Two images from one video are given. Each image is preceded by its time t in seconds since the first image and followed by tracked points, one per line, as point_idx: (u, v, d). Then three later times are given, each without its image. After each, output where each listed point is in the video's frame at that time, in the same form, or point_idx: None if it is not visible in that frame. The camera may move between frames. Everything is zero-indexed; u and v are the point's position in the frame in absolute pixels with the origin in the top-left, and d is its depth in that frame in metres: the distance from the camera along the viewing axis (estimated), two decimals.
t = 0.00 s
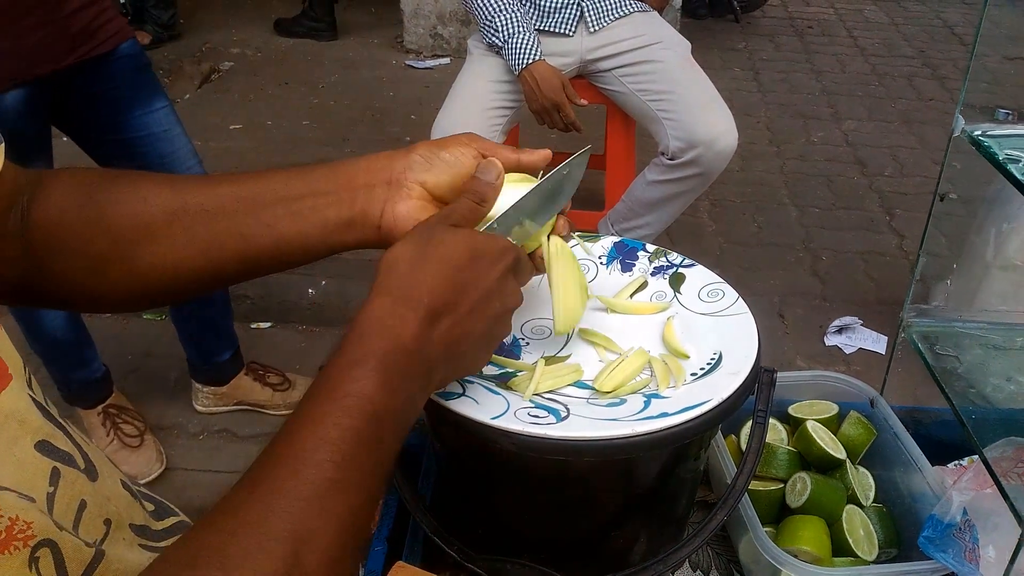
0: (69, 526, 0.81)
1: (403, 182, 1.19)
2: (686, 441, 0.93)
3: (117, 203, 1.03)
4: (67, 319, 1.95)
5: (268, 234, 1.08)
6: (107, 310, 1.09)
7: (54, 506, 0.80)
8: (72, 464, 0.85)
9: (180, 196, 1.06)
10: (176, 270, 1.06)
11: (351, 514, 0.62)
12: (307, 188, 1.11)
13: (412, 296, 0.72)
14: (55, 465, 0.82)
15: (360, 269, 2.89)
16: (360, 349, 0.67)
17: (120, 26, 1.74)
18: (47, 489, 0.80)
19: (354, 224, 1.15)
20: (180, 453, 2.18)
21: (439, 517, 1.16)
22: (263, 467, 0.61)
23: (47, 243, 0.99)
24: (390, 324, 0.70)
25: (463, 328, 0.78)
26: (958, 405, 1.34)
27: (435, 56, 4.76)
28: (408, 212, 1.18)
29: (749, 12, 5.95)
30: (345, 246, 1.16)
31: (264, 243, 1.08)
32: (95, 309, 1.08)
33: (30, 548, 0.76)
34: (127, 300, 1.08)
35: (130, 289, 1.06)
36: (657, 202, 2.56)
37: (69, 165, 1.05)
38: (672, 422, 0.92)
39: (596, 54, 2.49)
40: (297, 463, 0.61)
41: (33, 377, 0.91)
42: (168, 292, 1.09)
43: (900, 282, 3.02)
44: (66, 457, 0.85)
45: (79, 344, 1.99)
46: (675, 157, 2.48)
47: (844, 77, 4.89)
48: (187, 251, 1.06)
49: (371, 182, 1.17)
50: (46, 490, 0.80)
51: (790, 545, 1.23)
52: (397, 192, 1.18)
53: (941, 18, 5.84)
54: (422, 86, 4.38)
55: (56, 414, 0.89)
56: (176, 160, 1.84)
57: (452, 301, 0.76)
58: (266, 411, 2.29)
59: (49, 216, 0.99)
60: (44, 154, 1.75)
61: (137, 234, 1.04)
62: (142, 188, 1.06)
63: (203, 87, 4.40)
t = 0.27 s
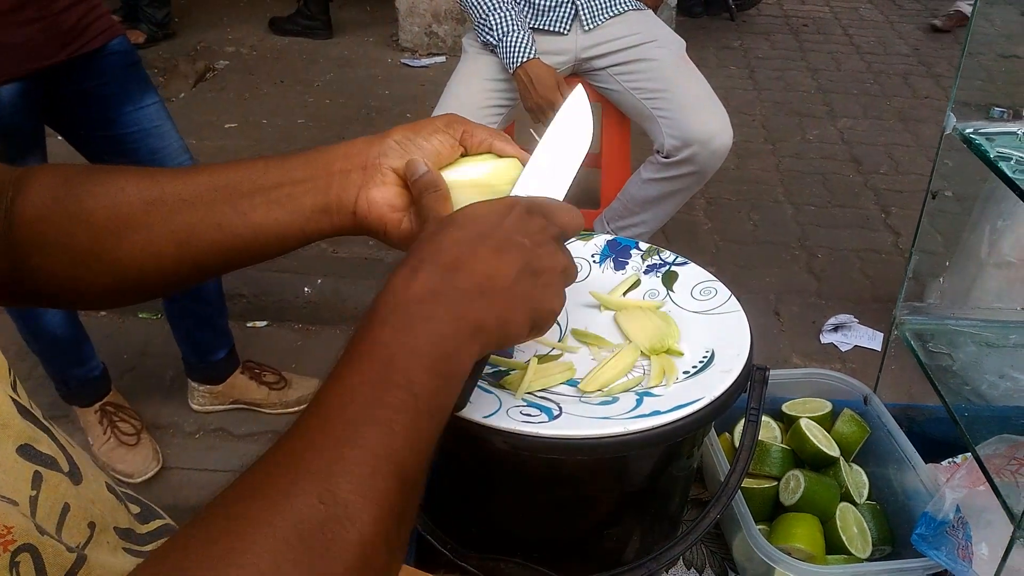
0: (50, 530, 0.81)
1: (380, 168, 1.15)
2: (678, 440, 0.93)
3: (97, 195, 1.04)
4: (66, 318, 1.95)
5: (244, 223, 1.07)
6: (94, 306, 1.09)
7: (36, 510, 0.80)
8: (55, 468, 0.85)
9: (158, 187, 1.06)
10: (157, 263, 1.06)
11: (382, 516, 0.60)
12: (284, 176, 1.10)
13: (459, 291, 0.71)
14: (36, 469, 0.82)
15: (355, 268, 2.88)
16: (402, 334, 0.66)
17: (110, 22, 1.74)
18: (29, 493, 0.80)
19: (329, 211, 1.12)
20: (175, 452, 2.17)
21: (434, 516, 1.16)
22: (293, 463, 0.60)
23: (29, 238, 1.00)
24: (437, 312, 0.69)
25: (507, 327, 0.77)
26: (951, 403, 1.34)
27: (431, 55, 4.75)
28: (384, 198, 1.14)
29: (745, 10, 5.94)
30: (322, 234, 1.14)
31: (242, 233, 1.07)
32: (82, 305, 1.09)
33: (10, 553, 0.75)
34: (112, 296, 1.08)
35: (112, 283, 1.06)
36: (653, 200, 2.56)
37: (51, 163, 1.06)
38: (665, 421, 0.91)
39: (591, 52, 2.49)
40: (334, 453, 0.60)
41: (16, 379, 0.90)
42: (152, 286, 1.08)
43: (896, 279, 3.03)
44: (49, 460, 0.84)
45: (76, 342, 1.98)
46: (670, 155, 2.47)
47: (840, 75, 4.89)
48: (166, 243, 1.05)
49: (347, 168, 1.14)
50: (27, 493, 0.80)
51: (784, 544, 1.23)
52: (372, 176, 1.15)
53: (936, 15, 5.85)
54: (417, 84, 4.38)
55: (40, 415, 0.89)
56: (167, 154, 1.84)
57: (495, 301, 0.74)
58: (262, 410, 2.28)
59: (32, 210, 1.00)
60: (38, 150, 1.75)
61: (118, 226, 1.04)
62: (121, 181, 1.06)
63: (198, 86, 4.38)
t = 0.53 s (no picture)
0: (57, 524, 0.81)
1: (377, 161, 1.15)
2: (677, 437, 0.93)
3: (95, 190, 1.04)
4: (64, 317, 1.95)
5: (238, 215, 1.08)
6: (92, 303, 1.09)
7: (42, 506, 0.80)
8: (59, 462, 0.85)
9: (155, 181, 1.07)
10: (156, 257, 1.06)
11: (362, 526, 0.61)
12: (278, 169, 1.11)
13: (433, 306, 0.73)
14: (42, 464, 0.82)
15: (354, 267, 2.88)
16: (376, 352, 0.68)
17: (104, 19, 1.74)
18: (35, 489, 0.80)
19: (323, 203, 1.12)
20: (174, 452, 2.17)
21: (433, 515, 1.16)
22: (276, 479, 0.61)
23: (28, 232, 0.99)
24: (412, 328, 0.71)
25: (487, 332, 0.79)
26: (950, 400, 1.34)
27: (429, 54, 4.75)
28: (380, 191, 1.15)
29: (743, 8, 5.94)
30: (317, 226, 1.14)
31: (238, 226, 1.08)
32: (80, 302, 1.08)
33: (19, 545, 0.75)
34: (110, 291, 1.08)
35: (109, 279, 1.06)
36: (652, 199, 2.56)
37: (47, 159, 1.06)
38: (663, 418, 0.91)
39: (590, 50, 2.49)
40: (315, 468, 0.61)
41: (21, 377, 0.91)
42: (147, 281, 1.09)
43: (894, 277, 3.03)
44: (53, 456, 0.85)
45: (73, 342, 1.98)
46: (668, 154, 2.47)
47: (838, 73, 4.89)
48: (162, 237, 1.06)
49: (343, 161, 1.14)
50: (33, 490, 0.80)
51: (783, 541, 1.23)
52: (370, 169, 1.14)
53: (934, 14, 5.85)
54: (416, 83, 4.37)
55: (44, 412, 0.89)
56: (162, 152, 1.84)
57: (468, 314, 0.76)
58: (261, 409, 2.28)
59: (31, 203, 0.99)
60: (37, 149, 1.76)
61: (116, 221, 1.04)
62: (117, 176, 1.06)
63: (197, 85, 4.38)
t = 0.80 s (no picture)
0: (65, 514, 0.81)
1: (394, 171, 1.18)
2: (673, 432, 0.93)
3: (107, 195, 1.03)
4: (58, 316, 1.94)
5: (252, 224, 1.07)
6: (95, 306, 1.09)
7: (52, 494, 0.80)
8: (70, 452, 0.84)
9: (169, 188, 1.06)
10: (164, 263, 1.06)
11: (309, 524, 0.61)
12: (293, 179, 1.11)
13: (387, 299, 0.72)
14: (54, 452, 0.82)
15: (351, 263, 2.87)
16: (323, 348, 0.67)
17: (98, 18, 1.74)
18: (47, 477, 0.80)
19: (342, 214, 1.14)
20: (172, 450, 2.17)
21: (430, 510, 1.16)
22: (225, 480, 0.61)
23: (39, 238, 0.98)
24: (363, 323, 0.70)
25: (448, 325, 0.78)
26: (947, 394, 1.34)
27: (427, 50, 4.74)
28: (398, 203, 1.17)
29: (741, 4, 5.93)
30: (333, 236, 1.15)
31: (251, 235, 1.07)
32: (85, 304, 1.08)
33: (27, 535, 0.76)
34: (115, 295, 1.08)
35: (117, 284, 1.06)
36: (649, 195, 2.55)
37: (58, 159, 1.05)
38: (659, 413, 0.91)
39: (587, 46, 2.48)
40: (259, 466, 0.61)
41: (29, 365, 0.90)
42: (157, 287, 1.09)
43: (892, 273, 3.03)
44: (64, 444, 0.84)
45: (68, 340, 1.97)
46: (666, 150, 2.47)
47: (835, 69, 4.89)
48: (175, 246, 1.05)
49: (361, 172, 1.16)
50: (44, 478, 0.80)
51: (779, 535, 1.23)
52: (387, 181, 1.17)
53: (932, 9, 5.85)
54: (413, 80, 4.37)
55: (51, 401, 0.88)
56: (156, 149, 1.84)
57: (426, 306, 0.75)
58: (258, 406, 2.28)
59: (43, 207, 0.99)
60: (31, 145, 1.75)
61: (126, 227, 1.03)
62: (130, 181, 1.05)
63: (194, 82, 4.37)
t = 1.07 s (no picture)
0: (52, 515, 0.81)
1: (366, 152, 1.15)
2: (671, 429, 0.93)
3: (85, 186, 1.03)
4: (56, 313, 1.94)
5: (231, 210, 1.07)
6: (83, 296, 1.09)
7: (38, 495, 0.80)
8: (58, 452, 0.84)
9: (146, 176, 1.06)
10: (148, 251, 1.06)
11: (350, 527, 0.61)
12: (270, 164, 1.10)
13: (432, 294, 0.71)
14: (40, 453, 0.82)
15: (350, 261, 2.87)
16: (370, 341, 0.66)
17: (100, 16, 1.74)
18: (31, 478, 0.80)
19: (315, 196, 1.11)
20: (170, 448, 2.17)
21: (427, 509, 1.15)
22: (261, 476, 0.61)
23: (18, 231, 0.99)
24: (407, 316, 0.69)
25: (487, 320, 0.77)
26: (944, 391, 1.34)
27: (425, 48, 4.73)
28: (371, 183, 1.14)
29: (740, 1, 5.93)
30: (307, 220, 1.13)
31: (230, 221, 1.07)
32: (73, 294, 1.09)
33: (12, 537, 0.76)
34: (102, 284, 1.08)
35: (101, 273, 1.06)
36: (648, 192, 2.55)
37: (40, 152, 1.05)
38: (656, 410, 0.91)
39: (585, 43, 2.48)
40: (302, 465, 0.61)
41: (18, 367, 0.90)
42: (141, 276, 1.09)
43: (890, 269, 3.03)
44: (52, 444, 0.84)
45: (66, 338, 1.97)
46: (664, 146, 2.46)
47: (834, 66, 4.88)
48: (154, 233, 1.05)
49: (334, 154, 1.14)
50: (29, 479, 0.80)
51: (777, 532, 1.24)
52: (360, 162, 1.14)
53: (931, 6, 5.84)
54: (412, 78, 4.36)
55: (42, 404, 0.88)
56: (155, 148, 1.83)
57: (476, 283, 0.75)
58: (257, 404, 2.28)
59: (21, 201, 0.99)
60: (28, 143, 1.74)
61: (106, 217, 1.03)
62: (109, 170, 1.05)
63: (192, 80, 4.36)
